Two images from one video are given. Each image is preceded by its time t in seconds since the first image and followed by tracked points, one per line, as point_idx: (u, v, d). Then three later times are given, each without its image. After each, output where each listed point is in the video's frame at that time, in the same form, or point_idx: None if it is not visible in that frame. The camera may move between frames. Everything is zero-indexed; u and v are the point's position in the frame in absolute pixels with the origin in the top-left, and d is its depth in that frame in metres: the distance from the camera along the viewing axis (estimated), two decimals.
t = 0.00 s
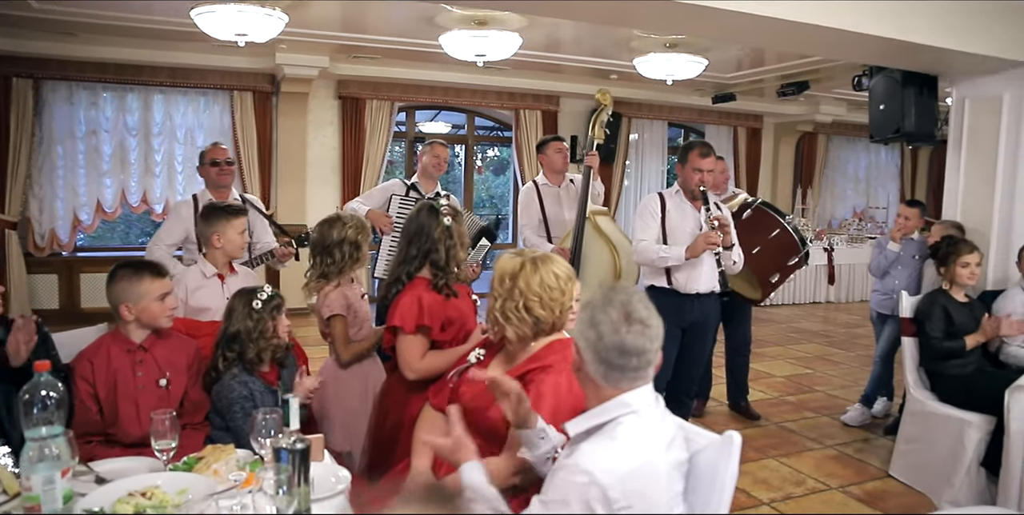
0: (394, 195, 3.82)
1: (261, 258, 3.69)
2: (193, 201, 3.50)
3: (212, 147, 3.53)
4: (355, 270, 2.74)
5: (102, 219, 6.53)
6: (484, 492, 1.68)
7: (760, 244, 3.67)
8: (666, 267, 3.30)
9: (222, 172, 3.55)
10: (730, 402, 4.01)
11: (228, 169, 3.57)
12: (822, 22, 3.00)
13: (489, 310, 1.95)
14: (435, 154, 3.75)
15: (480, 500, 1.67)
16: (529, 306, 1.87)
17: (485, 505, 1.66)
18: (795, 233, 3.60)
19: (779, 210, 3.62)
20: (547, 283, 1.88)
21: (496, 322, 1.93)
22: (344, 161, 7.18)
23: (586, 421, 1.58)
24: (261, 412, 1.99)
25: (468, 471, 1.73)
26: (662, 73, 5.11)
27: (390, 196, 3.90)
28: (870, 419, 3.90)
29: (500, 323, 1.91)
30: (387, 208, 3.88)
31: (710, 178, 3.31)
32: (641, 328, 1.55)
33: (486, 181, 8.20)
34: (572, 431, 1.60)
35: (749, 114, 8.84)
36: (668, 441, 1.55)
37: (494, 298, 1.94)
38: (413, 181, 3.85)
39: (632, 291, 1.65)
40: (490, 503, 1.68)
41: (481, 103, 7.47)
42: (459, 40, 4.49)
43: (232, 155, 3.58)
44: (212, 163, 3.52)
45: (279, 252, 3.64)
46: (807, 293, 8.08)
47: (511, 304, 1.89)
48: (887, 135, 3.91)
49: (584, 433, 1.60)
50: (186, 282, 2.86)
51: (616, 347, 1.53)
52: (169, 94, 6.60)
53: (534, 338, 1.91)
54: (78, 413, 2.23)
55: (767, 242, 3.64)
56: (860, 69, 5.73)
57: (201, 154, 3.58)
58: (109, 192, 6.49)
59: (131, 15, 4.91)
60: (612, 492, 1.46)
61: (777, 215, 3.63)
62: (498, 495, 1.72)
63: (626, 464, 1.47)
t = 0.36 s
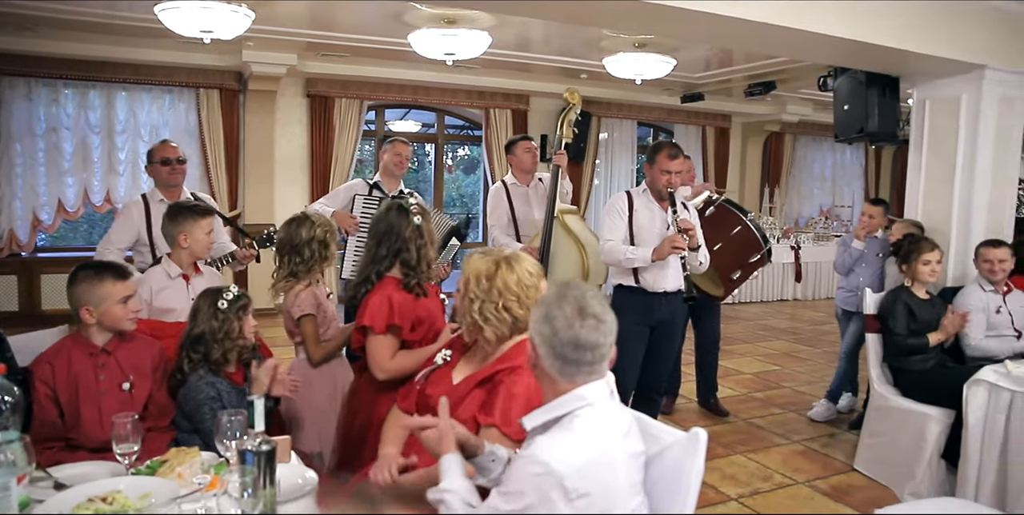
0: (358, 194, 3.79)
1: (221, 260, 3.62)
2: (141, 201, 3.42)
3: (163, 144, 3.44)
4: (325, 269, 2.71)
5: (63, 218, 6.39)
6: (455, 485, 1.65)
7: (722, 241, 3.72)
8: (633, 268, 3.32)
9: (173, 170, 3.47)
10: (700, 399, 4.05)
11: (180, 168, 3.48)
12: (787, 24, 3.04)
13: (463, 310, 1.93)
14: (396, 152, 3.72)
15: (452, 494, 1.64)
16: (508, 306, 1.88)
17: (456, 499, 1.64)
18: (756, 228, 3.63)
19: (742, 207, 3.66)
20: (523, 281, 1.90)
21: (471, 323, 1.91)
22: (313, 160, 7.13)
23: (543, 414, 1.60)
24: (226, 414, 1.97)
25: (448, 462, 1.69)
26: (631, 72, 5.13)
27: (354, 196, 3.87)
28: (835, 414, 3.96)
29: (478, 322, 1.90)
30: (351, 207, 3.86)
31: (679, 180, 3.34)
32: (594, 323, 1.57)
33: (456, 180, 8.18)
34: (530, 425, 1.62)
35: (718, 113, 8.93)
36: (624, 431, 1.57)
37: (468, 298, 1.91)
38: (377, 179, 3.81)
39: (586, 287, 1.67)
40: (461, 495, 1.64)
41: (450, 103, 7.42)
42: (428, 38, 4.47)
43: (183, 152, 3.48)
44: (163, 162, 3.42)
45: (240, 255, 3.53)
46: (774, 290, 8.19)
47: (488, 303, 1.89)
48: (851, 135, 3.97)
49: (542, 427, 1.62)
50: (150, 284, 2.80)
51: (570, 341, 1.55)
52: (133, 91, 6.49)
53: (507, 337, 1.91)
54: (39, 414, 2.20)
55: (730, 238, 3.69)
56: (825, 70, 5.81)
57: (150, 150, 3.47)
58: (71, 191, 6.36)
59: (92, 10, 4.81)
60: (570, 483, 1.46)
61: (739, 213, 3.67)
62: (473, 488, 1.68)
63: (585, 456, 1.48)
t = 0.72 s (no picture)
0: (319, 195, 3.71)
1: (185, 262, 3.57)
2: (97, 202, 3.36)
3: (120, 143, 3.40)
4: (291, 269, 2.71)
5: (26, 218, 6.25)
6: (419, 492, 1.66)
7: (691, 237, 3.72)
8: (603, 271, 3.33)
9: (130, 170, 3.44)
10: (671, 397, 4.08)
11: (138, 167, 3.46)
12: (755, 24, 3.07)
13: (457, 312, 1.90)
14: (353, 149, 3.68)
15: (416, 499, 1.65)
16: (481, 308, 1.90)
17: (421, 505, 1.65)
18: (725, 225, 3.69)
19: (711, 204, 3.70)
20: (489, 277, 1.93)
21: (470, 323, 1.89)
22: (284, 159, 7.06)
23: (515, 415, 1.60)
24: (194, 416, 1.94)
25: (403, 470, 1.71)
26: (602, 71, 5.15)
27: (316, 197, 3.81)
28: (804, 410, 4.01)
29: (481, 320, 1.89)
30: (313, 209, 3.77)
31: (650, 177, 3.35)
32: (562, 322, 1.58)
33: (428, 179, 8.15)
34: (501, 426, 1.62)
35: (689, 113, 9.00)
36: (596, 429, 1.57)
37: (465, 299, 1.89)
38: (337, 179, 3.78)
39: (553, 287, 1.67)
40: (425, 501, 1.65)
41: (422, 101, 7.37)
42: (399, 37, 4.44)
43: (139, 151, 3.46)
44: (119, 162, 3.40)
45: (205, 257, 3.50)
46: (745, 288, 8.28)
47: (485, 298, 1.90)
48: (819, 135, 3.99)
49: (512, 428, 1.62)
50: (115, 284, 2.75)
51: (538, 340, 1.55)
52: (98, 89, 6.37)
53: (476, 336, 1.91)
54: None
55: (698, 235, 3.71)
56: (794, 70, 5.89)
57: (105, 151, 3.44)
58: (34, 190, 6.23)
59: (54, 5, 4.70)
60: (542, 483, 1.46)
61: (709, 210, 3.70)
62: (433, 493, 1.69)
63: (555, 455, 1.48)
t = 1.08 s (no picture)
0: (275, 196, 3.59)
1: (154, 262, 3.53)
2: (65, 201, 3.31)
3: (85, 142, 3.34)
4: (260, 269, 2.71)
5: None
6: (408, 490, 1.66)
7: (665, 236, 3.73)
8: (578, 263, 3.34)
9: (96, 170, 3.39)
10: (647, 394, 4.10)
11: (104, 167, 3.41)
12: (730, 23, 3.09)
13: (440, 306, 1.90)
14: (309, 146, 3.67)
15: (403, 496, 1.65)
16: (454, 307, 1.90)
17: (409, 503, 1.65)
18: (699, 224, 3.69)
19: (684, 204, 3.69)
20: (462, 273, 1.94)
21: (454, 315, 1.90)
22: (257, 158, 6.99)
23: (491, 414, 1.60)
24: (163, 418, 1.92)
25: (398, 468, 1.69)
26: (577, 70, 5.15)
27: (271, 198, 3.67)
28: (778, 406, 4.05)
29: (465, 311, 1.91)
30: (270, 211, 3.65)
31: (625, 172, 3.38)
32: (541, 322, 1.58)
33: (404, 178, 8.13)
34: (478, 425, 1.61)
35: (664, 112, 9.05)
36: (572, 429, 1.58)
37: (449, 291, 1.90)
38: (294, 177, 3.72)
39: (532, 286, 1.67)
40: (413, 499, 1.65)
41: (397, 100, 7.31)
42: (374, 34, 4.41)
43: (105, 150, 3.41)
44: (84, 161, 3.34)
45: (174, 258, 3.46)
46: (720, 286, 8.34)
47: (467, 290, 1.92)
48: (791, 134, 4.03)
49: (488, 427, 1.61)
50: (83, 286, 2.70)
51: (517, 340, 1.55)
52: (65, 86, 6.26)
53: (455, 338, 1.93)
54: None
55: (673, 233, 3.72)
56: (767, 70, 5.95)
57: (68, 150, 3.38)
58: None
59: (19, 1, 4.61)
60: (522, 483, 1.44)
61: (682, 208, 3.69)
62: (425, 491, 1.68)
63: (534, 454, 1.47)
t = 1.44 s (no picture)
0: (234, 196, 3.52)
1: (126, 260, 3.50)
2: (35, 197, 3.25)
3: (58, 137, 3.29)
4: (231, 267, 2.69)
5: None
6: (371, 498, 1.59)
7: (636, 232, 3.67)
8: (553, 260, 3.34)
9: (68, 166, 3.33)
10: (622, 389, 4.12)
11: (76, 163, 3.35)
12: (703, 20, 3.11)
13: (409, 300, 1.89)
14: (264, 142, 3.66)
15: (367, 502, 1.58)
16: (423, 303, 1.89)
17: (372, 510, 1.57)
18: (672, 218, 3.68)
19: (656, 199, 3.67)
20: (433, 269, 1.92)
21: (423, 309, 1.89)
22: (229, 154, 6.91)
23: (460, 411, 1.60)
24: (130, 418, 1.88)
25: (355, 476, 1.65)
26: (552, 66, 5.14)
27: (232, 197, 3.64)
28: (751, 400, 4.10)
29: (434, 304, 1.89)
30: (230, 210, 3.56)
31: (599, 166, 3.38)
32: (508, 318, 1.58)
33: (379, 174, 8.08)
34: (447, 422, 1.61)
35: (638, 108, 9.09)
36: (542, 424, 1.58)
37: (419, 285, 1.89)
38: (252, 174, 3.71)
39: (501, 281, 1.67)
40: (376, 505, 1.58)
41: (372, 95, 7.37)
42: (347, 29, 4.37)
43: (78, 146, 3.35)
44: (55, 156, 3.29)
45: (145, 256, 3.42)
46: (695, 281, 8.40)
47: (438, 283, 1.92)
48: (764, 130, 4.06)
49: (458, 424, 1.61)
50: (48, 284, 2.66)
51: (484, 336, 1.55)
52: (30, 81, 6.13)
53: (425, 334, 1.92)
54: None
55: (646, 229, 3.67)
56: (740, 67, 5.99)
57: (39, 146, 3.33)
58: None
59: None
60: (490, 481, 1.44)
61: (654, 204, 3.67)
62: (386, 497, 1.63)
63: (502, 451, 1.47)
